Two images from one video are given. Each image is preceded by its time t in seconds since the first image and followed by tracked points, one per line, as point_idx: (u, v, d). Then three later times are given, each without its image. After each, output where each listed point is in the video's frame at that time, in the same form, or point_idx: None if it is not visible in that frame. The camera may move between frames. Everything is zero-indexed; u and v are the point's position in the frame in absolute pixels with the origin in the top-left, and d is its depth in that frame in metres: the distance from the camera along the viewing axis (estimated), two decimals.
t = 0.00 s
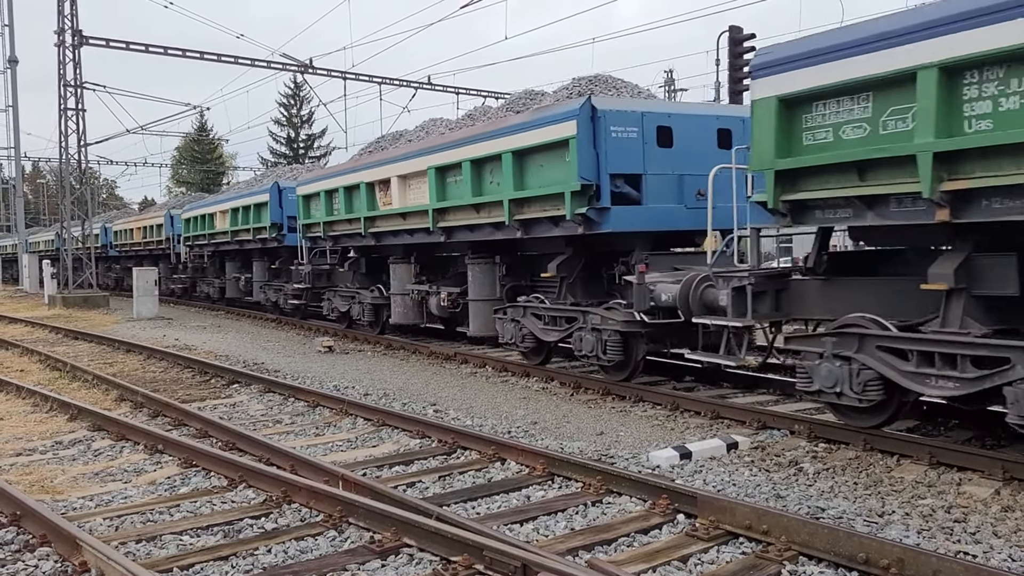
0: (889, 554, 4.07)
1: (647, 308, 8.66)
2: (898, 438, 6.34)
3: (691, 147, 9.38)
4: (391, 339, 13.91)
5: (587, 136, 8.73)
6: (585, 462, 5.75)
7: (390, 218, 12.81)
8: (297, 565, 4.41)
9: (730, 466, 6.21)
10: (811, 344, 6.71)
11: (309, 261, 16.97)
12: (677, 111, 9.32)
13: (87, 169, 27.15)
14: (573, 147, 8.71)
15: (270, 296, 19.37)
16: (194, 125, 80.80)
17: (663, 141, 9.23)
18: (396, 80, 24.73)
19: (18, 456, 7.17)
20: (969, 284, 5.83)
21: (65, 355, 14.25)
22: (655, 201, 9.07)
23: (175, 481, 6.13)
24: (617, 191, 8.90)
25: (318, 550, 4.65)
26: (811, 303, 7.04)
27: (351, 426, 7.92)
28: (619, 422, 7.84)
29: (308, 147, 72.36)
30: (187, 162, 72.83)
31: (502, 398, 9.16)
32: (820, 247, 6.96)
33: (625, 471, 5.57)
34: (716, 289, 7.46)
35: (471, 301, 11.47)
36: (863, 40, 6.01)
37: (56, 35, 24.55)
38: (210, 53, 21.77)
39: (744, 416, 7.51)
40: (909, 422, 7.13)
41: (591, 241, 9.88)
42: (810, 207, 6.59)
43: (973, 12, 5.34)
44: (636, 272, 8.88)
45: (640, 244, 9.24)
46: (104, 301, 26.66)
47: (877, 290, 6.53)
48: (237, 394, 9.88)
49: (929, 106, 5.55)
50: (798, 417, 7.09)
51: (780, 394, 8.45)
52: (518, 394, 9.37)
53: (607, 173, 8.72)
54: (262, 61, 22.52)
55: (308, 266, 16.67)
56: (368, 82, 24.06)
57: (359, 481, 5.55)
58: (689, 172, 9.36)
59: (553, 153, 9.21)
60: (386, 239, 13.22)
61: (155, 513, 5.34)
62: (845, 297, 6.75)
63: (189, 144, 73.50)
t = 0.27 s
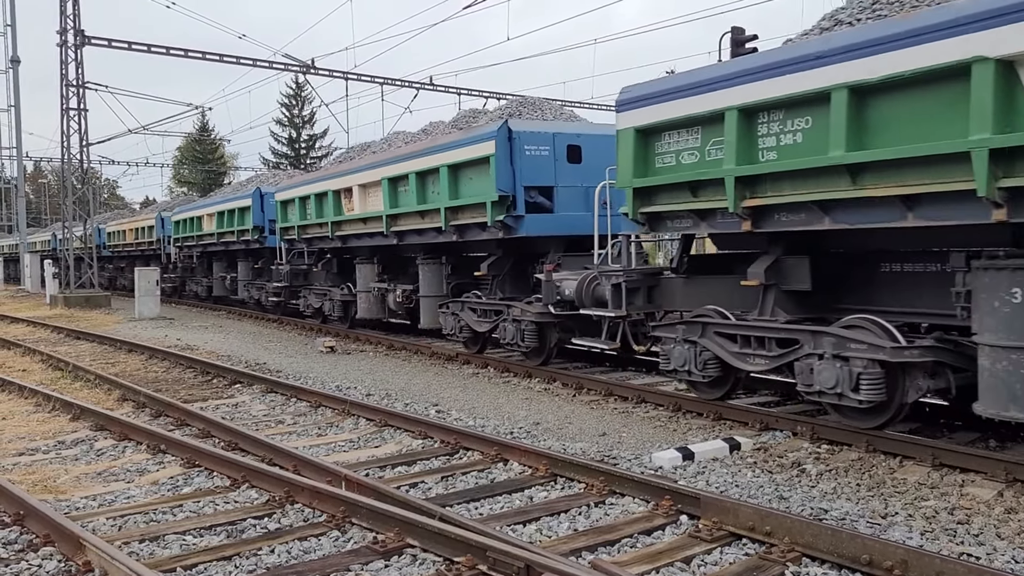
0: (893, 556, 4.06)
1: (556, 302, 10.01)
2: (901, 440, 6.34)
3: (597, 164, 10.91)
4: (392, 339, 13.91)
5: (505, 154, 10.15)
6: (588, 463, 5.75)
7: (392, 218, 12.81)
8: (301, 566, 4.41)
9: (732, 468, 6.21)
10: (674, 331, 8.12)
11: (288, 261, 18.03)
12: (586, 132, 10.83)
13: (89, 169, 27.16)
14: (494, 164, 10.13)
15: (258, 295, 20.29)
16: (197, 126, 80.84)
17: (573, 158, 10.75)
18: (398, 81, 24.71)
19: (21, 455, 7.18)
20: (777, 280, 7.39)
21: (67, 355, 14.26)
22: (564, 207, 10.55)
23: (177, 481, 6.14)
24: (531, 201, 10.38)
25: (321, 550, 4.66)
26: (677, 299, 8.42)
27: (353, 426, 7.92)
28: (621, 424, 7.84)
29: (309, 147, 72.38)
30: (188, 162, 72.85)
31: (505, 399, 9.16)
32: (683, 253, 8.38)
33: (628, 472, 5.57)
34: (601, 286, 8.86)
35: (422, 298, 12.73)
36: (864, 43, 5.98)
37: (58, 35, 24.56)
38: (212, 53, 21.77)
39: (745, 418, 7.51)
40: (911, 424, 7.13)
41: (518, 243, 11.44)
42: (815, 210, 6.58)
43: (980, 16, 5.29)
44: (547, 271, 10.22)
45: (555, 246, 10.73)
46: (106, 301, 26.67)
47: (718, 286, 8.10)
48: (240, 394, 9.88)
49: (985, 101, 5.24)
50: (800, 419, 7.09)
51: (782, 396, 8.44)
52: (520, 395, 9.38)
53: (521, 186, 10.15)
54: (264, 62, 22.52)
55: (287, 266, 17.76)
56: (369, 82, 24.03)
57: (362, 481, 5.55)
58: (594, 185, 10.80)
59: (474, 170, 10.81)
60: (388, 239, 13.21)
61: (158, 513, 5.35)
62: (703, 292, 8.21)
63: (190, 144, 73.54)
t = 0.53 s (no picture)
0: (897, 557, 4.06)
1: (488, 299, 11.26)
2: (904, 442, 6.34)
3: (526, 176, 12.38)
4: (394, 340, 13.91)
5: (443, 169, 11.56)
6: (591, 464, 5.75)
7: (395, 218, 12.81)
8: (305, 566, 4.42)
9: (735, 469, 6.21)
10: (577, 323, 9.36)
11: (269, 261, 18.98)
12: (517, 148, 12.33)
13: (92, 169, 27.17)
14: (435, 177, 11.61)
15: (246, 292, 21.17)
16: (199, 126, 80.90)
17: (505, 171, 12.18)
18: (400, 81, 24.71)
19: (25, 455, 7.19)
20: (651, 279, 8.61)
21: (70, 355, 14.28)
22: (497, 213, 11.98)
23: (181, 481, 6.14)
24: (468, 209, 11.85)
25: (325, 550, 4.66)
26: (582, 295, 9.73)
27: (355, 427, 7.93)
28: (624, 425, 7.84)
29: (311, 147, 72.43)
30: (190, 163, 72.91)
31: (507, 400, 9.16)
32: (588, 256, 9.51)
33: (631, 473, 5.57)
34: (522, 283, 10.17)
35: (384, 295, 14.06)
36: (873, 43, 5.96)
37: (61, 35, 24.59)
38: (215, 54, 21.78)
39: (748, 419, 7.51)
40: (914, 425, 7.12)
41: (459, 245, 12.74)
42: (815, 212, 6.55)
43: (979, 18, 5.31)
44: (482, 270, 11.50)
45: (490, 249, 12.15)
46: (108, 301, 26.70)
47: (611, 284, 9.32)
48: (242, 394, 9.89)
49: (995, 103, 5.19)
50: (803, 420, 7.08)
51: (784, 397, 8.44)
52: (523, 395, 9.38)
53: (458, 196, 11.60)
54: (266, 62, 22.53)
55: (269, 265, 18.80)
56: (371, 83, 24.02)
57: (366, 481, 5.55)
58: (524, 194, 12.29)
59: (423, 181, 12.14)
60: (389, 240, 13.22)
61: (162, 513, 5.35)
62: (601, 290, 9.47)
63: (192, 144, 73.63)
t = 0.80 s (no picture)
0: (903, 558, 4.05)
1: (437, 294, 12.14)
2: (909, 442, 6.32)
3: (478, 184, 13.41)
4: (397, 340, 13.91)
5: (398, 179, 12.58)
6: (595, 465, 5.75)
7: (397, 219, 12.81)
8: (310, 566, 4.42)
9: (740, 469, 6.20)
10: (504, 315, 10.76)
11: (255, 261, 19.88)
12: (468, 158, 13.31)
13: (95, 169, 27.19)
14: (391, 186, 12.59)
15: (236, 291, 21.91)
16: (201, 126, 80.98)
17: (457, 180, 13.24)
18: (403, 82, 24.70)
19: (29, 454, 7.20)
20: (561, 276, 10.00)
21: (74, 355, 14.31)
22: (447, 218, 13.03)
23: (185, 481, 6.15)
24: (421, 215, 12.88)
25: (330, 550, 4.66)
26: (512, 290, 10.92)
27: (359, 427, 7.94)
28: (627, 425, 7.83)
29: (314, 147, 72.50)
30: (192, 162, 72.99)
31: (511, 400, 9.16)
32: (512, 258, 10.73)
33: (635, 473, 5.56)
34: (458, 280, 11.33)
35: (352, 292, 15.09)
36: (882, 43, 5.83)
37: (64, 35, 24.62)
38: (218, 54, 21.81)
39: (752, 419, 7.50)
40: (918, 426, 7.11)
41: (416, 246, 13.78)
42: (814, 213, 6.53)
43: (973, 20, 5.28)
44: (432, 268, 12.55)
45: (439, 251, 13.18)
46: (111, 301, 26.74)
47: (529, 282, 10.59)
48: (246, 394, 9.90)
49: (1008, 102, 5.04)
50: (807, 421, 7.07)
51: (787, 398, 8.43)
52: (526, 396, 9.38)
53: (411, 204, 12.60)
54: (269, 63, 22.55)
55: (253, 265, 19.80)
56: (374, 83, 24.00)
57: (370, 482, 5.55)
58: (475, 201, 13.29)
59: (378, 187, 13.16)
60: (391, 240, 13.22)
61: (167, 513, 5.35)
62: (525, 286, 10.66)
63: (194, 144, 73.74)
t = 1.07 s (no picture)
0: (909, 559, 4.04)
1: (396, 291, 13.48)
2: (913, 443, 6.32)
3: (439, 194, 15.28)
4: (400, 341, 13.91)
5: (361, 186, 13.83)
6: (599, 465, 5.74)
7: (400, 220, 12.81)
8: (315, 567, 4.42)
9: (744, 470, 6.20)
10: (449, 310, 12.07)
11: (241, 262, 20.96)
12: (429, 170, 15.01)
13: (97, 170, 27.18)
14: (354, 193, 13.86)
15: (234, 293, 22.21)
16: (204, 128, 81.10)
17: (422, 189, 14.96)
18: (405, 83, 24.67)
19: (34, 455, 7.21)
20: (495, 274, 11.37)
21: (78, 355, 14.33)
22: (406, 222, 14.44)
23: (189, 482, 6.15)
24: (383, 220, 14.21)
25: (335, 551, 4.67)
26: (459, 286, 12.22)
27: (362, 427, 7.94)
28: (631, 426, 7.82)
29: (316, 148, 72.57)
30: (196, 163, 73.04)
31: (514, 400, 9.16)
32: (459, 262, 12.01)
33: (639, 474, 5.56)
34: (412, 278, 12.66)
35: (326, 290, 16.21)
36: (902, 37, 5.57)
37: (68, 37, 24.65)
38: (220, 55, 21.81)
39: (756, 420, 7.49)
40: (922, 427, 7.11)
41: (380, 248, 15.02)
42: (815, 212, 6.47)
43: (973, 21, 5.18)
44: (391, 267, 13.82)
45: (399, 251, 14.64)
46: (115, 302, 26.78)
47: (472, 282, 11.88)
48: (250, 395, 9.90)
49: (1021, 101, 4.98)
50: (811, 421, 7.07)
51: (791, 398, 8.42)
52: (530, 396, 9.38)
53: (372, 208, 13.89)
54: (272, 64, 22.55)
55: (241, 266, 20.83)
56: (376, 83, 23.98)
57: (374, 482, 5.55)
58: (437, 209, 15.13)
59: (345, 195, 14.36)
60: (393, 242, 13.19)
61: (172, 514, 5.36)
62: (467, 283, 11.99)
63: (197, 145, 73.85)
